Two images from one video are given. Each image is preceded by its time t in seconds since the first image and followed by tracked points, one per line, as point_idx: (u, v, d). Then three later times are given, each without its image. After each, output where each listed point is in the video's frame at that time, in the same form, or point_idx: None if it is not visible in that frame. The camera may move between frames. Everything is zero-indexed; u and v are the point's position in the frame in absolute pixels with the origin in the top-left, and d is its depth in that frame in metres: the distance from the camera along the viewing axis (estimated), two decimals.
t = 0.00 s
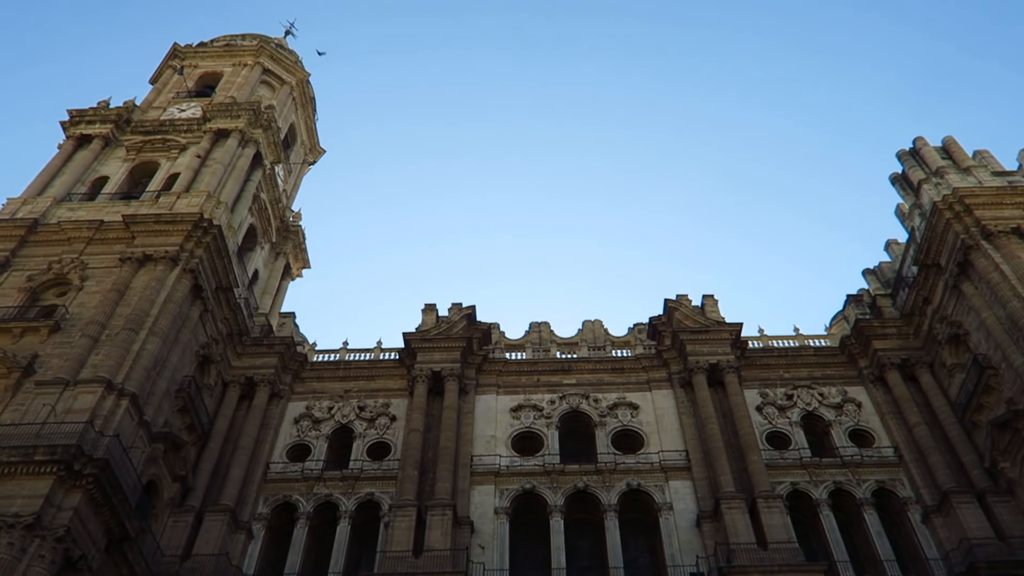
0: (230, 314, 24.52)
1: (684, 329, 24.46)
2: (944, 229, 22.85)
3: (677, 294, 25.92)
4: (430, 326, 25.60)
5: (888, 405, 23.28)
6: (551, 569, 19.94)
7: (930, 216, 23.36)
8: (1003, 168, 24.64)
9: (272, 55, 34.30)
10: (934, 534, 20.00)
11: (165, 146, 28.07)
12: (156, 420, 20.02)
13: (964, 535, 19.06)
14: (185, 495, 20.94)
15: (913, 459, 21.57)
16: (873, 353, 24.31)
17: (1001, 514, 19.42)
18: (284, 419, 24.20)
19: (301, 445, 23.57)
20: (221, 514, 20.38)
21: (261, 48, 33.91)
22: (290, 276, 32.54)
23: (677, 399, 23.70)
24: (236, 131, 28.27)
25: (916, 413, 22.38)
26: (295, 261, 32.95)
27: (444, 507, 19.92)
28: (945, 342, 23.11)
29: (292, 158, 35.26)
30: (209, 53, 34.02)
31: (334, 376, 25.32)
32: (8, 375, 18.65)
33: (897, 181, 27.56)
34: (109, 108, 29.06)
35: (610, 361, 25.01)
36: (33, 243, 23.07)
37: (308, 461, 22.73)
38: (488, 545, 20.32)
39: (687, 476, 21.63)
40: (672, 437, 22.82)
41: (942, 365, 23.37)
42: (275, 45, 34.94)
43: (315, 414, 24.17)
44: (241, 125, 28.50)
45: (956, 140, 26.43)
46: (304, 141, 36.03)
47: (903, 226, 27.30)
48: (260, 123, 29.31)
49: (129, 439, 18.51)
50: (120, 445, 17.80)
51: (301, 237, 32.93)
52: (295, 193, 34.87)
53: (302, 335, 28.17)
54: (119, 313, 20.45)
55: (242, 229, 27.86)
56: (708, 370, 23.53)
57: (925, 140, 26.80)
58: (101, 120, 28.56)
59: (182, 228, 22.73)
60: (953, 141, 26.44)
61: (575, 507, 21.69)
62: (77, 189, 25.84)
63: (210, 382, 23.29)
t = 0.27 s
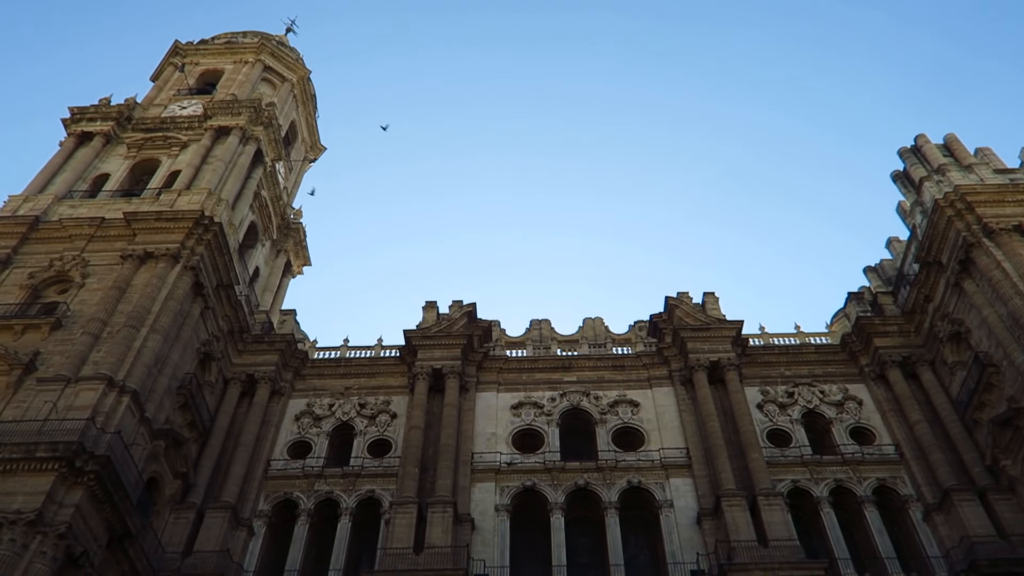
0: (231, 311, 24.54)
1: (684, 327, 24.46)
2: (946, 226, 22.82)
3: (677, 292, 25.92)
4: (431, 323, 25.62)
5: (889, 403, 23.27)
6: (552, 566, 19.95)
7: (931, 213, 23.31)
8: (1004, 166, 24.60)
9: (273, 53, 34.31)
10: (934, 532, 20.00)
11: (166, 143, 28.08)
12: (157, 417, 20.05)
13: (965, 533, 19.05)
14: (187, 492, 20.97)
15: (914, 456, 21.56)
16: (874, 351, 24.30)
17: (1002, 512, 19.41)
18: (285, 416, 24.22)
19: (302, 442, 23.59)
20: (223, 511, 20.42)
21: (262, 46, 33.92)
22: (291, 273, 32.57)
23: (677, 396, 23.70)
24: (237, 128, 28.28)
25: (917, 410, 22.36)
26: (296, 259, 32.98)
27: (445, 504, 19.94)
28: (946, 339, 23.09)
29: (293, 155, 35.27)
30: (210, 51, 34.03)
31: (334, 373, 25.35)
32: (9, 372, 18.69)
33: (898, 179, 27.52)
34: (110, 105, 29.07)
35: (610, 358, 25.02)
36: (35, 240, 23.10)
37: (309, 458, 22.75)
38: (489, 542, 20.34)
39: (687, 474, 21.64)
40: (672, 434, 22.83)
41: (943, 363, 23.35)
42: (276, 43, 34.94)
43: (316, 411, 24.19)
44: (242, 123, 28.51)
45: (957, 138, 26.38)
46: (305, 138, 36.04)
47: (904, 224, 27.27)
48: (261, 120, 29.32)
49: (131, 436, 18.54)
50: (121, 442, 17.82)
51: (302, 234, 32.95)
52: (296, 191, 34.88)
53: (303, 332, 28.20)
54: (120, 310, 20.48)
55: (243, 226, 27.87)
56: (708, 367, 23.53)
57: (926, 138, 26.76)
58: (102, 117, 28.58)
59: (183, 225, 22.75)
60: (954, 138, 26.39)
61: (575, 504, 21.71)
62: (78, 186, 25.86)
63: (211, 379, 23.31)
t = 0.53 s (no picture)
0: (232, 307, 24.54)
1: (685, 322, 24.45)
2: (947, 222, 22.81)
3: (678, 287, 25.92)
4: (431, 319, 25.62)
5: (889, 398, 23.26)
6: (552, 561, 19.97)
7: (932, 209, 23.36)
8: (1005, 162, 24.56)
9: (274, 48, 34.27)
10: (934, 528, 20.00)
11: (166, 139, 28.07)
12: (158, 412, 20.05)
13: (965, 528, 19.06)
14: (187, 487, 20.99)
15: (914, 452, 21.56)
16: (874, 347, 24.29)
17: (1002, 507, 19.41)
18: (286, 411, 24.24)
19: (302, 437, 23.61)
20: (223, 506, 20.44)
21: (263, 41, 33.89)
22: (292, 269, 32.57)
23: (678, 392, 23.71)
24: (237, 124, 28.26)
25: (918, 406, 22.35)
26: (297, 254, 32.99)
27: (445, 499, 19.97)
28: (947, 335, 23.08)
29: (294, 150, 35.26)
30: (211, 46, 34.00)
31: (335, 368, 25.36)
32: (10, 367, 18.71)
33: (900, 174, 27.48)
34: (111, 100, 29.05)
35: (611, 353, 25.02)
36: (35, 235, 23.10)
37: (310, 453, 22.77)
38: (489, 537, 20.36)
39: (687, 469, 21.65)
40: (673, 430, 22.84)
41: (943, 359, 23.34)
42: (277, 38, 34.91)
43: (317, 406, 24.21)
44: (242, 118, 28.48)
45: (959, 133, 26.34)
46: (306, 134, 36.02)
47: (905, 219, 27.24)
48: (261, 116, 29.30)
49: (131, 431, 18.55)
50: (122, 437, 17.83)
51: (303, 229, 32.94)
52: (297, 186, 34.87)
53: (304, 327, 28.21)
54: (121, 305, 20.48)
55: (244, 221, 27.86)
56: (709, 363, 23.53)
57: (928, 133, 26.72)
58: (103, 112, 28.57)
59: (184, 220, 22.74)
60: (956, 134, 26.35)
61: (575, 499, 21.73)
62: (79, 181, 25.86)
63: (212, 375, 23.33)
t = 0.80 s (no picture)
0: (233, 299, 24.54)
1: (686, 315, 24.46)
2: (948, 215, 22.80)
3: (679, 279, 25.93)
4: (432, 311, 25.63)
5: (890, 391, 23.29)
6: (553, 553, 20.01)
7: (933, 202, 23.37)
8: (1007, 154, 24.54)
9: (274, 40, 34.18)
10: (935, 520, 20.05)
11: (167, 131, 28.03)
12: (159, 404, 20.07)
13: (965, 520, 19.10)
14: (189, 479, 21.03)
15: (914, 444, 21.59)
16: (875, 339, 24.30)
17: (1002, 499, 19.45)
18: (287, 404, 24.26)
19: (304, 429, 23.63)
20: (225, 498, 20.48)
21: (263, 33, 33.81)
22: (293, 262, 32.57)
23: (679, 384, 23.73)
24: (238, 116, 28.21)
25: (918, 398, 22.38)
26: (298, 247, 32.98)
27: (446, 491, 20.01)
28: (947, 328, 23.10)
29: (295, 143, 35.21)
30: (211, 38, 33.92)
31: (336, 361, 25.38)
32: (12, 359, 18.72)
33: (901, 167, 27.45)
34: (111, 93, 29.01)
35: (612, 346, 25.04)
36: (36, 227, 23.09)
37: (311, 445, 22.79)
38: (491, 529, 20.40)
39: (688, 461, 21.68)
40: (674, 422, 22.87)
41: (944, 351, 23.36)
42: (277, 30, 34.82)
43: (318, 399, 24.23)
44: (243, 111, 28.44)
45: (960, 126, 26.30)
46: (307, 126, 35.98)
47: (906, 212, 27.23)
48: (262, 108, 29.25)
49: (133, 424, 18.57)
50: (123, 429, 17.86)
51: (304, 222, 32.92)
52: (298, 179, 34.84)
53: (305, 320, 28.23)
54: (122, 298, 20.48)
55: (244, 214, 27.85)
56: (710, 355, 23.55)
57: (929, 126, 26.68)
58: (103, 105, 28.53)
59: (185, 213, 22.73)
60: (957, 127, 26.31)
61: (576, 492, 21.77)
62: (79, 174, 25.84)
63: (213, 367, 23.35)
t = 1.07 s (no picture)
0: (233, 290, 24.56)
1: (687, 305, 24.46)
2: (949, 205, 22.77)
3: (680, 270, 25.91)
4: (433, 302, 25.64)
5: (890, 381, 23.30)
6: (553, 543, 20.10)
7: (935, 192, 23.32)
8: (1009, 145, 24.45)
9: (274, 29, 34.05)
10: (934, 510, 20.11)
11: (167, 121, 27.98)
12: (160, 395, 20.13)
13: (964, 510, 19.16)
14: (190, 469, 21.11)
15: (914, 435, 21.63)
16: (875, 330, 24.29)
17: (1001, 490, 19.49)
18: (288, 394, 24.32)
19: (305, 419, 23.70)
20: (226, 488, 20.56)
21: (263, 23, 33.68)
22: (293, 252, 32.56)
23: (679, 374, 23.76)
24: (238, 106, 28.15)
25: (918, 389, 22.40)
26: (298, 237, 32.97)
27: (447, 481, 20.08)
28: (948, 318, 23.08)
29: (296, 133, 35.15)
30: (210, 28, 33.79)
31: (337, 351, 25.42)
32: (12, 349, 18.77)
33: (902, 157, 27.37)
34: (110, 83, 28.94)
35: (612, 336, 25.06)
36: (37, 218, 23.09)
37: (312, 435, 22.87)
38: (491, 519, 20.48)
39: (688, 451, 21.74)
40: (674, 412, 22.90)
41: (945, 342, 23.35)
42: (277, 20, 34.67)
43: (319, 389, 24.30)
44: (243, 100, 28.37)
45: (962, 116, 26.20)
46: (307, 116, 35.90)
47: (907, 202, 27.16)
48: (262, 98, 29.18)
49: (134, 414, 18.63)
50: (125, 419, 17.91)
51: (304, 212, 32.90)
52: (298, 169, 34.80)
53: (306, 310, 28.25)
54: (123, 288, 20.50)
55: (245, 204, 27.84)
56: (710, 346, 23.56)
57: (931, 116, 26.59)
58: (103, 95, 28.47)
59: (185, 203, 22.72)
60: (959, 117, 26.21)
61: (576, 482, 21.84)
62: (80, 164, 25.82)
63: (214, 357, 23.40)
